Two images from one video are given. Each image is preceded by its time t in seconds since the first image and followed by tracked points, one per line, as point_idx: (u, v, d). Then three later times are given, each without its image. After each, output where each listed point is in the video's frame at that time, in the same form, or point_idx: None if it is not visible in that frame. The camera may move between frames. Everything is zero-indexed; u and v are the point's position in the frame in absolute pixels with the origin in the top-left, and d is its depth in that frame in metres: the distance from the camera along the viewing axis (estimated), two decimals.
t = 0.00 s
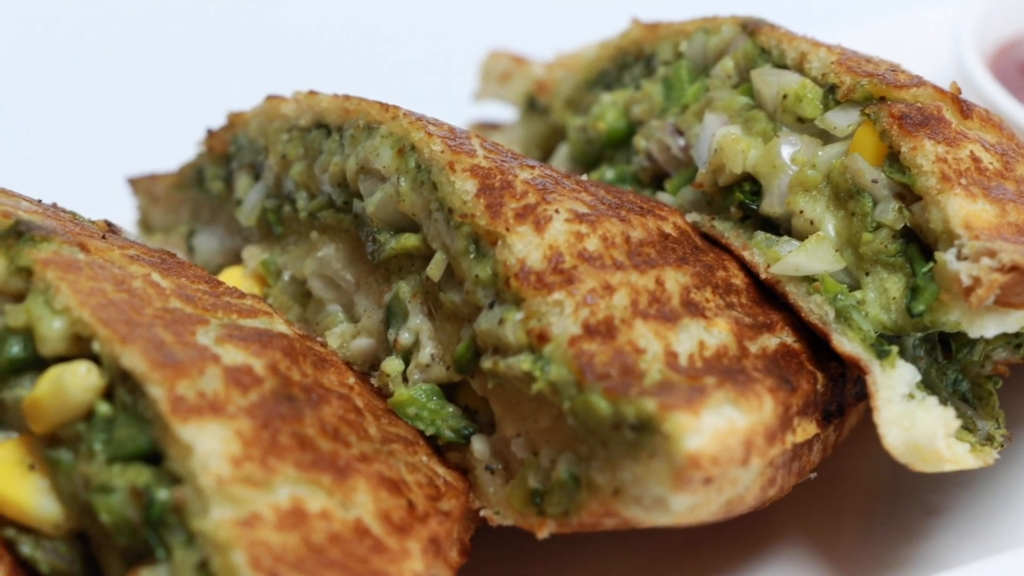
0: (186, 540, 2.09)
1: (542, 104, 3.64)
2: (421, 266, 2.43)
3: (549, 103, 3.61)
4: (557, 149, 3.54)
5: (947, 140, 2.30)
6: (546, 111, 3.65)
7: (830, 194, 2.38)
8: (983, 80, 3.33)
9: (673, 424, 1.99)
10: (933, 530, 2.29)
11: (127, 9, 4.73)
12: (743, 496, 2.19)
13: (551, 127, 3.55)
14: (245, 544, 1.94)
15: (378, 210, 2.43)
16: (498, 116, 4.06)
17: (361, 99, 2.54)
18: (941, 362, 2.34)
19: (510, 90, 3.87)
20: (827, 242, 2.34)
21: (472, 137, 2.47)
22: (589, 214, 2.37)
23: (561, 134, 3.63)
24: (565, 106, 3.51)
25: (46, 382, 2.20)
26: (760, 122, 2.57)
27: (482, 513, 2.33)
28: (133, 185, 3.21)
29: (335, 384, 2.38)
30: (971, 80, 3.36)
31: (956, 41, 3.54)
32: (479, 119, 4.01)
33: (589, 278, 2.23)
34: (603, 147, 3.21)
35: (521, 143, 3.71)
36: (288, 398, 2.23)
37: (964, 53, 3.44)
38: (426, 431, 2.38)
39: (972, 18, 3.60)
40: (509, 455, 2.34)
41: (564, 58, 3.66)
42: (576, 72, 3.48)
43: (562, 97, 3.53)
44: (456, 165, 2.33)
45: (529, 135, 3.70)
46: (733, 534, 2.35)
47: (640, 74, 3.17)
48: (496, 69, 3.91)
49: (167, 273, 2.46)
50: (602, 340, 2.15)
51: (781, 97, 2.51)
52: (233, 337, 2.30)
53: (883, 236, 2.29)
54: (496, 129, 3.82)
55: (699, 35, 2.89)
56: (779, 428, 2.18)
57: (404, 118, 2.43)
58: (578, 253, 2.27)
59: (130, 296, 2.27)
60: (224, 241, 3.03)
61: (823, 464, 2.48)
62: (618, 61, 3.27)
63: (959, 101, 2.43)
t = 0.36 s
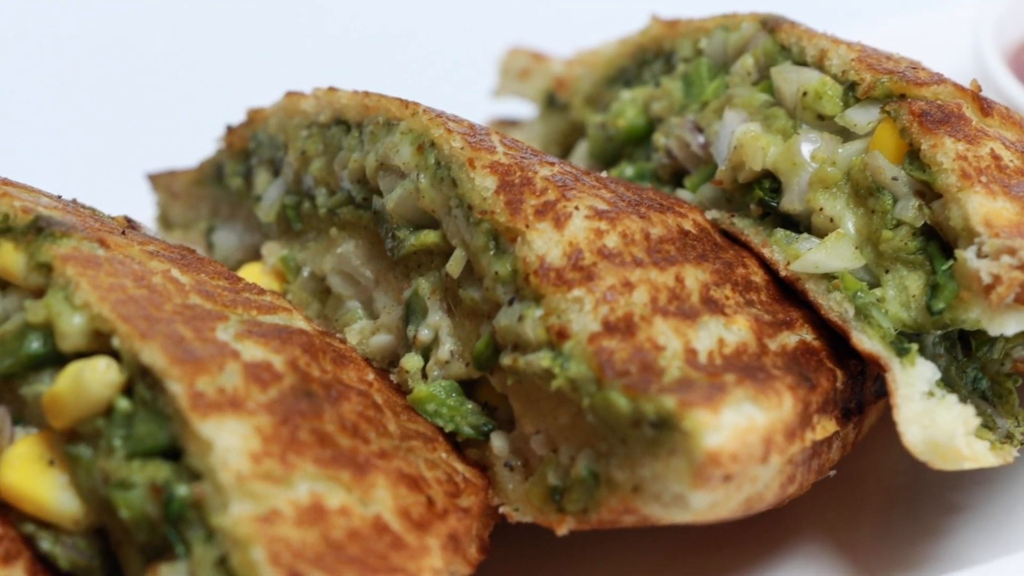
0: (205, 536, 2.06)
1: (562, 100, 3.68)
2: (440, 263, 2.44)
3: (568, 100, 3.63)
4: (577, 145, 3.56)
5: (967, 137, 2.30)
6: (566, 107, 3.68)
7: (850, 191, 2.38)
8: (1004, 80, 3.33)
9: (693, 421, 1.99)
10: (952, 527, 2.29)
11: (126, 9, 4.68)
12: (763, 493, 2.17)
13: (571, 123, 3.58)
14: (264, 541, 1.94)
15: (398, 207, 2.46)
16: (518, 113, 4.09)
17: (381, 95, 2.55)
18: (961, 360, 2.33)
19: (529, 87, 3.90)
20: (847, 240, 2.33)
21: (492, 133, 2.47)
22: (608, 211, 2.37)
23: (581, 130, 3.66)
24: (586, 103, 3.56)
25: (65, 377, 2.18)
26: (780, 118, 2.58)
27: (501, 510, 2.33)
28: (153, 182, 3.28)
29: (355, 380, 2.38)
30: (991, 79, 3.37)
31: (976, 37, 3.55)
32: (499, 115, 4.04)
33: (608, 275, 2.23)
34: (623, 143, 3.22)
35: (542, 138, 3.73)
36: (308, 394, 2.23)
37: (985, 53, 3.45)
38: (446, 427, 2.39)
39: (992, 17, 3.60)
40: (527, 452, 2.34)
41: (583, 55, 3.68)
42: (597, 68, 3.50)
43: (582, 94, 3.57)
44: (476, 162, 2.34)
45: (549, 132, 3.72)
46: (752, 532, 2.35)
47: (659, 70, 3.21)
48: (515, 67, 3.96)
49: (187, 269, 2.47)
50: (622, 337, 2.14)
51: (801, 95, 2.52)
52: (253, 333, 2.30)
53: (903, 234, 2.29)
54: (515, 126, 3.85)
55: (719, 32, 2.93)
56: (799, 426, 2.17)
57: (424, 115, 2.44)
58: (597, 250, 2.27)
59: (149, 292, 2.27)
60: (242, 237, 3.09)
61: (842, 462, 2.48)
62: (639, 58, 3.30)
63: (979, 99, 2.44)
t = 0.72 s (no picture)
0: (224, 531, 2.05)
1: (581, 96, 3.68)
2: (459, 258, 2.45)
3: (587, 96, 3.64)
4: (595, 141, 3.57)
5: (987, 134, 2.29)
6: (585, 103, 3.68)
7: (870, 188, 2.38)
8: None
9: (711, 417, 1.98)
10: (972, 522, 2.29)
11: (126, 9, 4.62)
12: (781, 489, 2.17)
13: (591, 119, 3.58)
14: (284, 534, 1.95)
15: (417, 202, 2.45)
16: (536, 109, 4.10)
17: (400, 91, 2.57)
18: (979, 356, 2.34)
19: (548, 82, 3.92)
20: (866, 236, 2.34)
21: (512, 129, 2.48)
22: (627, 207, 2.38)
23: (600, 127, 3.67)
24: (604, 99, 3.56)
25: (85, 372, 2.17)
26: (799, 115, 2.58)
27: (520, 505, 2.34)
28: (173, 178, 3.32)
29: (373, 375, 2.38)
30: (1012, 77, 3.37)
31: (996, 34, 3.56)
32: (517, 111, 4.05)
33: (627, 271, 2.23)
34: (642, 139, 3.25)
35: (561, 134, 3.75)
36: (326, 389, 2.23)
37: (1004, 50, 3.45)
38: (464, 422, 2.39)
39: (1012, 15, 3.60)
40: (546, 447, 2.34)
41: (603, 51, 3.68)
42: (615, 65, 3.50)
43: (601, 90, 3.56)
44: (495, 158, 2.34)
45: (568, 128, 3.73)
46: (771, 529, 2.35)
47: (679, 66, 3.22)
48: (535, 62, 3.98)
49: (206, 264, 2.48)
50: (641, 333, 2.14)
51: (821, 91, 2.53)
52: (272, 328, 2.30)
53: (922, 230, 2.29)
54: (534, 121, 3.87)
55: (739, 28, 2.94)
56: (818, 422, 2.17)
57: (444, 111, 2.45)
58: (616, 246, 2.27)
59: (168, 287, 2.27)
60: (262, 233, 3.08)
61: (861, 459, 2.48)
62: (658, 54, 3.30)
63: (999, 95, 2.43)
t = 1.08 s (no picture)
0: (243, 524, 2.04)
1: (600, 90, 3.69)
2: (478, 252, 2.46)
3: (606, 89, 3.64)
4: (614, 136, 3.58)
5: (1006, 129, 2.27)
6: (604, 97, 3.68)
7: (889, 182, 2.37)
8: None
9: (731, 411, 1.96)
10: (991, 517, 2.29)
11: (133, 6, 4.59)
12: (800, 483, 2.16)
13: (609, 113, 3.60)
14: (302, 528, 1.94)
15: (436, 195, 2.48)
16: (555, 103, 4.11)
17: (418, 85, 2.57)
18: (999, 352, 2.33)
19: (567, 77, 3.93)
20: (885, 231, 2.33)
21: (531, 123, 2.49)
22: (646, 201, 2.37)
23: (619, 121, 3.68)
24: (623, 93, 3.56)
25: (103, 365, 2.17)
26: (818, 109, 2.59)
27: (538, 499, 2.35)
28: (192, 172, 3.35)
29: (392, 369, 2.39)
30: None
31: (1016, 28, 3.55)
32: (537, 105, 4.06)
33: (646, 265, 2.23)
34: (661, 133, 3.27)
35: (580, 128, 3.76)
36: (345, 382, 2.23)
37: None
38: (483, 416, 2.39)
39: None
40: (565, 441, 2.35)
41: (621, 45, 3.67)
42: (633, 58, 3.50)
43: (620, 84, 3.56)
44: (514, 151, 2.35)
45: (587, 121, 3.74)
46: (790, 524, 2.35)
47: (698, 59, 3.23)
48: (553, 57, 3.99)
49: (226, 258, 2.49)
50: (660, 327, 2.14)
51: (840, 85, 2.53)
52: (291, 321, 2.30)
53: (941, 225, 2.28)
54: (554, 115, 3.88)
55: (759, 22, 2.96)
56: (836, 416, 2.15)
57: (463, 104, 2.45)
58: (636, 240, 2.27)
59: (187, 280, 2.26)
60: (280, 225, 3.14)
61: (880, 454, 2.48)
62: (676, 48, 3.31)
63: (1019, 91, 2.39)
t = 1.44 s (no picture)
0: (262, 517, 2.03)
1: (620, 84, 3.69)
2: (499, 245, 2.47)
3: (626, 83, 3.65)
4: (635, 131, 3.58)
5: None
6: (624, 92, 3.70)
7: (909, 176, 2.37)
8: None
9: (751, 405, 1.96)
10: (1011, 512, 2.29)
11: None
12: (820, 478, 2.15)
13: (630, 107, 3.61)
14: (322, 521, 1.94)
15: (456, 189, 2.48)
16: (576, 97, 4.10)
17: (438, 78, 2.58)
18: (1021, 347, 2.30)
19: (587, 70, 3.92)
20: (906, 225, 2.33)
21: (552, 117, 2.49)
22: (666, 195, 2.38)
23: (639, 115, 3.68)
24: (643, 86, 3.57)
25: (124, 357, 2.16)
26: (839, 103, 2.59)
27: (558, 492, 2.35)
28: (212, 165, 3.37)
29: (412, 362, 2.39)
30: None
31: None
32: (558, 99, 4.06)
33: (666, 259, 2.22)
34: (681, 127, 3.30)
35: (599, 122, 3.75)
36: (366, 375, 2.23)
37: None
38: (503, 409, 2.39)
39: None
40: (585, 435, 2.34)
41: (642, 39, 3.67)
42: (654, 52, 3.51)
43: (640, 78, 3.58)
44: (535, 145, 2.35)
45: (608, 115, 3.74)
46: (809, 519, 2.36)
47: (719, 53, 3.25)
48: (574, 51, 3.98)
49: (247, 251, 2.49)
50: (680, 321, 2.13)
51: (861, 80, 2.54)
52: (311, 314, 2.30)
53: (962, 219, 2.28)
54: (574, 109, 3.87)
55: (779, 17, 2.96)
56: (857, 411, 2.14)
57: (483, 97, 2.46)
58: (656, 234, 2.27)
59: (208, 272, 2.26)
60: (300, 219, 3.15)
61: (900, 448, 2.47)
62: (698, 42, 3.33)
63: None
